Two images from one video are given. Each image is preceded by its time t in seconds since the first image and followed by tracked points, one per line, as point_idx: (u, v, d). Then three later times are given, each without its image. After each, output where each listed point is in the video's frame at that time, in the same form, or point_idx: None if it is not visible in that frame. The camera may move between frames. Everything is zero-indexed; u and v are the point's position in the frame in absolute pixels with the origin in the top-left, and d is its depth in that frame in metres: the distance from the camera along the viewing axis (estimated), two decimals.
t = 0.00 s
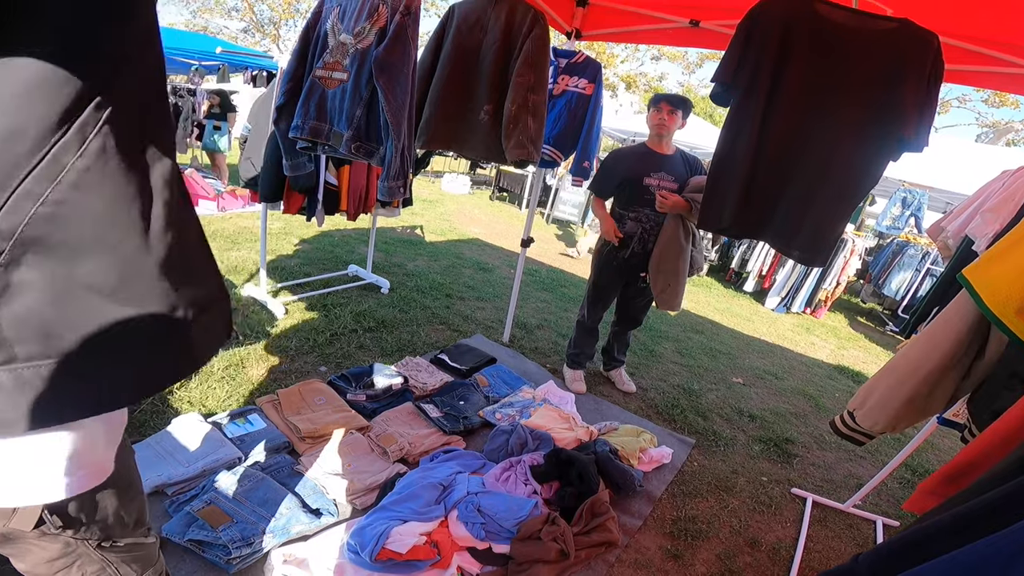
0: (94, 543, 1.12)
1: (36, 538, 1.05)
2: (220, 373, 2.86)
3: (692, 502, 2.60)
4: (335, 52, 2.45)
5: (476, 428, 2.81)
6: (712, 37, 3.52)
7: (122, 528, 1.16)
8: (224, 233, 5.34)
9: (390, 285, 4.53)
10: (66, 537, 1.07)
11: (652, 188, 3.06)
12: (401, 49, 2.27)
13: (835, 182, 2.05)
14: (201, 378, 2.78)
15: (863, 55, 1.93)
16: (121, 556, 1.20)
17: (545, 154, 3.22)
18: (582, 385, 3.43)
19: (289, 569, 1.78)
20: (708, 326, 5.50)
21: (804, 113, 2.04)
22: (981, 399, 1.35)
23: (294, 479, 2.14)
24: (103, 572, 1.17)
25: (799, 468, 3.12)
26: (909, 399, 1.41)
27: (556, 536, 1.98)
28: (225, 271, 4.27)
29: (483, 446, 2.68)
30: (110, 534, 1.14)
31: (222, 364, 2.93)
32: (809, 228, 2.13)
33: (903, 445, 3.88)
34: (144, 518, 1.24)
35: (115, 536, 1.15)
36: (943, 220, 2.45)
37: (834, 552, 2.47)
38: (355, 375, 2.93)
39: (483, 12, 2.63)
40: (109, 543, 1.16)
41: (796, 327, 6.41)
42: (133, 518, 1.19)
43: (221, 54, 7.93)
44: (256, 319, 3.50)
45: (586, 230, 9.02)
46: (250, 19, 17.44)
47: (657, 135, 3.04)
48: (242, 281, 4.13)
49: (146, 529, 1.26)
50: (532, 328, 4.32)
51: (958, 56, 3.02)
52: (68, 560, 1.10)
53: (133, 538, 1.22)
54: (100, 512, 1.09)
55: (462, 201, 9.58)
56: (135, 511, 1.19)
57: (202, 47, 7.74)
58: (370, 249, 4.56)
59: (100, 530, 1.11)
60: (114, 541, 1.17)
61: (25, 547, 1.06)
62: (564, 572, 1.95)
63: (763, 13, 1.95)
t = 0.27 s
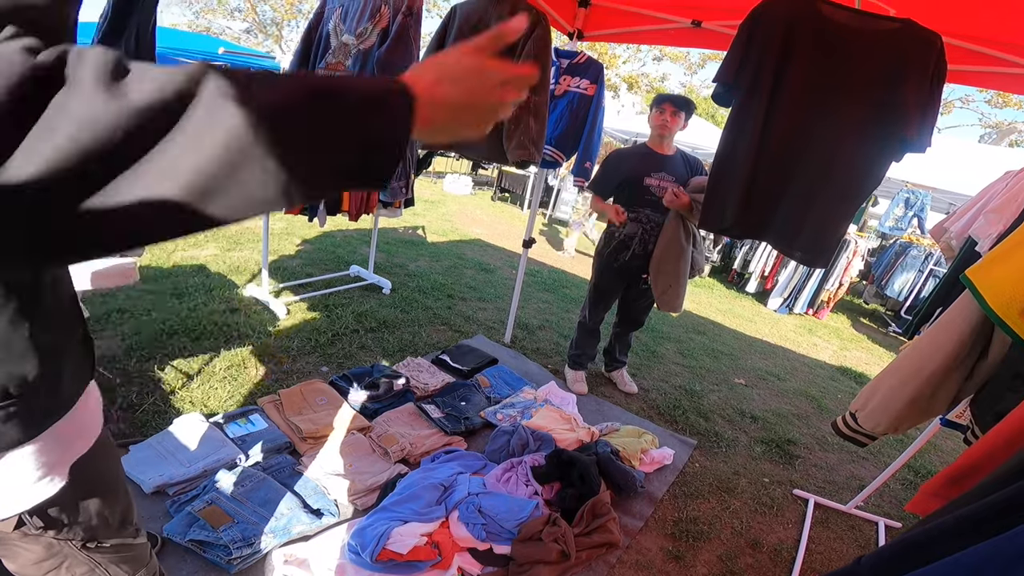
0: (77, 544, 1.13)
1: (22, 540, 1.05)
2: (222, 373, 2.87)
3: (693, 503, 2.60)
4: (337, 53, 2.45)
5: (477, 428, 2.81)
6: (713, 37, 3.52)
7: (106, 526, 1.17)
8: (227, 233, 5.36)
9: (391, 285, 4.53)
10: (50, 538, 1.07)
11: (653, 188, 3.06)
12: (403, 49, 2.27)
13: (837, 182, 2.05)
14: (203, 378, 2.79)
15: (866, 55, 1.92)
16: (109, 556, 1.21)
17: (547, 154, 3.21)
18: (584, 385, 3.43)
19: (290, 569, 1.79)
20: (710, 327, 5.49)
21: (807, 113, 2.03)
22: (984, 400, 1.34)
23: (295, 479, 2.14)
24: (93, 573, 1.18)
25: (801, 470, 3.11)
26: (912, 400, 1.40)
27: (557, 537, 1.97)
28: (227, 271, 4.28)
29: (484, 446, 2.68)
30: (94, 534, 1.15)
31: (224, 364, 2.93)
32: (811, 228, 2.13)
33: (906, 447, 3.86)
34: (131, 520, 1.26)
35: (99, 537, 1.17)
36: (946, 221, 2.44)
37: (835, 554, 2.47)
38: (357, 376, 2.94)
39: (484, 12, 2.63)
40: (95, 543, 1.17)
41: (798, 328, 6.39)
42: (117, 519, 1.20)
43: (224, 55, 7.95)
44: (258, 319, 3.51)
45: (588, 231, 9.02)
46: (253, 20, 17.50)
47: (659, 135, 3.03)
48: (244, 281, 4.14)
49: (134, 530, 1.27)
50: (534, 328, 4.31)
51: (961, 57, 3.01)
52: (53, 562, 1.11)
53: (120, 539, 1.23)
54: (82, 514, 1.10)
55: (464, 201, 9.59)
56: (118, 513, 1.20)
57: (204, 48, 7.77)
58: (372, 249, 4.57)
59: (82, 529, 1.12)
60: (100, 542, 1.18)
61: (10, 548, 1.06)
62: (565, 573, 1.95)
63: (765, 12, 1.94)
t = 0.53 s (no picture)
0: (72, 538, 1.14)
1: (15, 532, 1.06)
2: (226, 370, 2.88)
3: (696, 500, 2.59)
4: (339, 51, 2.44)
5: (480, 425, 2.81)
6: (715, 35, 3.55)
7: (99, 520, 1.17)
8: (230, 231, 5.37)
9: (394, 283, 4.54)
10: (44, 531, 1.08)
11: (656, 184, 3.05)
12: (405, 47, 2.26)
13: (841, 179, 2.03)
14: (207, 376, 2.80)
15: (870, 51, 1.90)
16: (106, 551, 1.22)
17: (550, 151, 3.20)
18: (587, 383, 3.42)
19: (294, 566, 1.79)
20: (714, 324, 5.47)
21: (810, 109, 2.02)
22: (990, 397, 1.34)
23: (299, 476, 2.15)
24: (90, 568, 1.19)
25: (805, 467, 3.10)
26: (917, 397, 1.39)
27: (560, 534, 1.98)
28: (231, 269, 4.30)
29: (487, 444, 2.68)
30: (89, 527, 1.16)
31: (227, 362, 2.95)
32: (815, 225, 2.10)
33: (911, 444, 3.84)
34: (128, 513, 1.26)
35: (94, 529, 1.17)
36: (952, 217, 2.42)
37: (839, 551, 2.46)
38: (361, 373, 2.94)
39: (485, 9, 2.62)
40: (90, 537, 1.17)
41: (803, 324, 6.36)
42: (115, 510, 1.20)
43: (226, 53, 7.95)
44: (262, 317, 3.52)
45: (591, 228, 8.99)
46: (255, 17, 17.50)
47: (662, 132, 3.01)
48: (248, 279, 4.16)
49: (129, 524, 1.27)
50: (537, 326, 4.31)
51: (966, 52, 2.99)
52: (50, 556, 1.12)
53: (115, 533, 1.23)
54: (76, 507, 1.11)
55: (467, 199, 9.58)
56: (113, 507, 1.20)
57: (207, 46, 7.77)
58: (375, 247, 4.57)
59: (77, 522, 1.12)
60: (95, 535, 1.18)
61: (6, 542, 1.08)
62: (569, 570, 1.95)
63: (768, 8, 1.93)
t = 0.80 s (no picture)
0: (55, 540, 1.12)
1: None
2: (227, 371, 2.88)
3: (698, 501, 2.59)
4: (339, 52, 2.45)
5: (481, 426, 2.81)
6: (716, 34, 3.55)
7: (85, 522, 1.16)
8: (232, 232, 5.39)
9: (396, 284, 4.54)
10: (25, 533, 1.07)
11: (657, 184, 3.04)
12: (405, 47, 2.27)
13: (842, 179, 2.02)
14: (209, 376, 2.81)
15: (870, 51, 1.89)
16: (95, 553, 1.21)
17: (550, 151, 3.19)
18: (588, 383, 3.42)
19: (295, 567, 1.79)
20: (716, 324, 5.46)
21: (811, 109, 2.01)
22: (992, 396, 1.33)
23: (300, 477, 2.16)
24: (80, 569, 1.19)
25: (808, 467, 3.09)
26: (919, 396, 1.38)
27: (561, 535, 1.97)
28: (232, 270, 4.31)
29: (488, 444, 2.68)
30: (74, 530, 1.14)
31: (229, 363, 2.95)
32: (816, 225, 2.10)
33: (914, 444, 3.83)
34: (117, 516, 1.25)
35: (80, 532, 1.16)
36: (954, 217, 2.41)
37: (842, 552, 2.45)
38: (362, 374, 2.94)
39: (486, 10, 2.62)
40: (75, 539, 1.16)
41: (805, 324, 6.34)
42: (98, 516, 1.19)
43: (228, 54, 7.98)
44: (264, 318, 3.53)
45: (592, 228, 8.99)
46: (256, 19, 17.55)
47: (662, 131, 3.01)
48: (249, 280, 4.17)
49: (119, 526, 1.26)
50: (538, 326, 4.31)
51: (967, 52, 2.98)
52: (36, 559, 1.12)
53: (104, 534, 1.22)
54: (60, 511, 1.10)
55: (468, 199, 9.59)
56: (100, 508, 1.19)
57: (208, 47, 7.79)
58: (376, 247, 4.57)
59: (60, 525, 1.11)
60: (80, 539, 1.17)
61: None
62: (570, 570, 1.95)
63: (768, 7, 1.92)
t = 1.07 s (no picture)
0: (42, 540, 1.11)
1: None
2: (230, 371, 2.89)
3: (700, 501, 2.58)
4: (341, 52, 2.45)
5: (484, 426, 2.81)
6: (717, 33, 3.55)
7: (74, 522, 1.15)
8: (235, 233, 5.40)
9: (398, 284, 4.55)
10: (10, 533, 1.06)
11: (660, 185, 3.03)
12: (407, 48, 2.27)
13: (845, 178, 2.01)
14: (212, 376, 2.82)
15: (873, 51, 1.89)
16: (86, 553, 1.20)
17: (553, 151, 3.19)
18: (591, 383, 3.42)
19: (297, 566, 1.79)
20: (719, 324, 5.45)
21: (813, 108, 2.01)
22: (996, 396, 1.31)
23: (302, 476, 2.16)
24: (73, 569, 1.19)
25: (811, 468, 3.08)
26: (922, 396, 1.38)
27: (563, 535, 1.97)
28: (235, 270, 4.32)
29: (490, 444, 2.68)
30: (60, 530, 1.13)
31: (232, 362, 2.96)
32: (819, 225, 2.09)
33: (917, 444, 3.81)
34: (108, 514, 1.24)
35: (67, 533, 1.15)
36: (958, 216, 2.40)
37: (844, 552, 2.44)
38: (365, 374, 2.94)
39: (487, 10, 2.62)
40: (63, 540, 1.15)
41: (808, 325, 6.32)
42: (86, 517, 1.18)
43: (230, 55, 8.01)
44: (267, 318, 3.54)
45: (594, 228, 8.99)
46: (259, 19, 17.61)
47: (665, 131, 3.00)
48: (252, 280, 4.18)
49: (113, 525, 1.26)
50: (541, 326, 4.31)
51: (971, 51, 2.97)
52: (25, 559, 1.10)
53: (96, 532, 1.22)
54: (47, 511, 1.09)
55: (471, 199, 9.60)
56: (91, 508, 1.18)
57: (211, 48, 7.81)
58: (379, 247, 4.58)
59: (47, 525, 1.10)
60: (70, 540, 1.16)
61: None
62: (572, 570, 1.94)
63: (771, 7, 1.92)
